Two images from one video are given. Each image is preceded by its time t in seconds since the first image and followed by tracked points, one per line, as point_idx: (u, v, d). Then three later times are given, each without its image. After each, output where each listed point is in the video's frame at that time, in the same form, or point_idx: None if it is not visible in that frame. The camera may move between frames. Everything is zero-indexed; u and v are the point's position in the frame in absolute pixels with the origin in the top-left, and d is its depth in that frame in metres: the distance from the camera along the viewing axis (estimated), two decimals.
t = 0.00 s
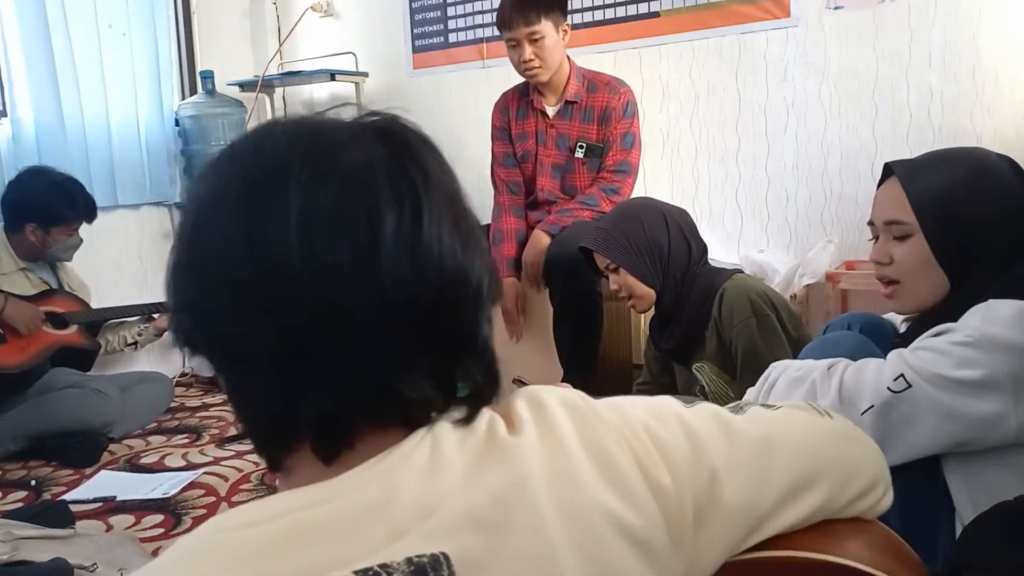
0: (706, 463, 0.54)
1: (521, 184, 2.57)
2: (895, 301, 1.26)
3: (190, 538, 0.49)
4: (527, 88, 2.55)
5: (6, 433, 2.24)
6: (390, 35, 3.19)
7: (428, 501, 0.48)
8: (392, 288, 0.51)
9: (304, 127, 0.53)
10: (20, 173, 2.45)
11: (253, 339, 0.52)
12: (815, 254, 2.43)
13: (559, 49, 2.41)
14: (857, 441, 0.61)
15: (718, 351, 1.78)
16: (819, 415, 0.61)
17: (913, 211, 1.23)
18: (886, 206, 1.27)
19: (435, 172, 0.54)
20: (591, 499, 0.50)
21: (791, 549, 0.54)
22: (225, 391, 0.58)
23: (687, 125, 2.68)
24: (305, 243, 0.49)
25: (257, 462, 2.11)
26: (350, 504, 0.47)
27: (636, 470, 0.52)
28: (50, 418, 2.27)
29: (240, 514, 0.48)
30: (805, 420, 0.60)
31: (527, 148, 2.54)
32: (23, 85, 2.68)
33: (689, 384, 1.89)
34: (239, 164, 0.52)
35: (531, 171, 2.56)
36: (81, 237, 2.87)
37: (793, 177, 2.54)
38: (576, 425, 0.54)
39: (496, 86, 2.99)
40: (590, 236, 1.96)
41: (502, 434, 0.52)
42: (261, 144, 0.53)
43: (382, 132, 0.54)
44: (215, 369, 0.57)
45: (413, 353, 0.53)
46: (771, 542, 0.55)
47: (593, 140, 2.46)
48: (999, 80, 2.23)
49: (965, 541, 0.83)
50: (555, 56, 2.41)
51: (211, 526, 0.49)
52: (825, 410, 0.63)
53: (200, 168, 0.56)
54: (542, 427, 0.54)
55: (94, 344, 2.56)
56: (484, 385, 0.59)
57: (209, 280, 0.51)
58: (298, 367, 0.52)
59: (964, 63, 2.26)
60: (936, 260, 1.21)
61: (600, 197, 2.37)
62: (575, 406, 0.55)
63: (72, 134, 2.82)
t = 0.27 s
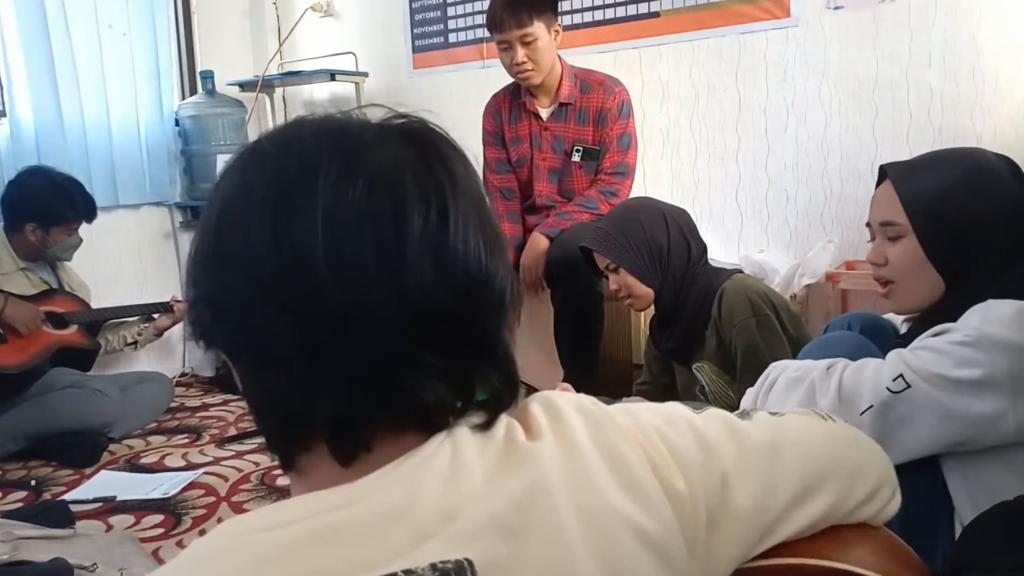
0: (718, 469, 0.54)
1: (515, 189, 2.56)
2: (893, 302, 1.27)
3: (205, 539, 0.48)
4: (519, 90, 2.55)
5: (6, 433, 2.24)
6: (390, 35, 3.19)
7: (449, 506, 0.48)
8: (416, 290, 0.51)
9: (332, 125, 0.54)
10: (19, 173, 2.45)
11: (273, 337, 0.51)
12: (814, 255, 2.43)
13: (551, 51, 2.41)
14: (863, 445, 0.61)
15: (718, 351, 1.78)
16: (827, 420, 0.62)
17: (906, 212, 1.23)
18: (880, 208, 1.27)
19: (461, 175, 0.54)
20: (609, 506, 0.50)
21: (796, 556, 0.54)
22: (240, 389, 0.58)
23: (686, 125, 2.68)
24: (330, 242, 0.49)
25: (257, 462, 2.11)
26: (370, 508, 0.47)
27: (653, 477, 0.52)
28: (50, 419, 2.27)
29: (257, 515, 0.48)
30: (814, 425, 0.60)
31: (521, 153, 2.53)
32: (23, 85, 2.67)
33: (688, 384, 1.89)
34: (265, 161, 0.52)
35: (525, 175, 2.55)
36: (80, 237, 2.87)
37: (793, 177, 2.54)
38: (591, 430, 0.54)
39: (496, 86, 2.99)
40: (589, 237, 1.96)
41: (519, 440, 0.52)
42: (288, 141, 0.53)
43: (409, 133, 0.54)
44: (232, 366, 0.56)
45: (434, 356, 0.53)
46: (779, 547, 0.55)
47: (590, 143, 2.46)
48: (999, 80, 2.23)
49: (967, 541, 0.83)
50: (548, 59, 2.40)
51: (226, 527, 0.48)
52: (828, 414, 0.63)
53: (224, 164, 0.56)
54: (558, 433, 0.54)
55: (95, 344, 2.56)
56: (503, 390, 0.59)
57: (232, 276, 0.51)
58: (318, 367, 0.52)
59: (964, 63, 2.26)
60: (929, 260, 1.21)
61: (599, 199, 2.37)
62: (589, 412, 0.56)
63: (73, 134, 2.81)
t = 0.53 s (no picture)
0: (731, 475, 0.54)
1: (513, 192, 2.55)
2: (897, 301, 1.27)
3: (214, 539, 0.48)
4: (512, 91, 2.54)
5: (5, 433, 2.24)
6: (390, 35, 3.19)
7: (459, 509, 0.48)
8: (429, 287, 0.51)
9: (345, 121, 0.54)
10: (19, 172, 2.44)
11: (285, 332, 0.51)
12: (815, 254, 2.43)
13: (545, 54, 2.40)
14: (884, 455, 0.60)
15: (716, 352, 1.78)
16: (844, 427, 0.61)
17: (909, 211, 1.23)
18: (884, 206, 1.28)
19: (473, 174, 0.55)
20: (618, 510, 0.50)
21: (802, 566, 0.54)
22: (248, 385, 0.57)
23: (686, 125, 2.68)
24: (344, 238, 0.49)
25: (258, 462, 2.11)
26: (380, 511, 0.47)
27: (661, 482, 0.52)
28: (50, 418, 2.27)
29: (267, 516, 0.48)
30: (830, 431, 0.60)
31: (517, 154, 2.53)
32: (22, 85, 2.66)
33: (688, 384, 1.89)
34: (278, 156, 0.52)
35: (522, 177, 2.55)
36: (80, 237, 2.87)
37: (793, 177, 2.54)
38: (602, 434, 0.54)
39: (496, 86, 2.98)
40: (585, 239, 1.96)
41: (529, 444, 0.53)
42: (301, 136, 0.53)
43: (421, 131, 0.54)
44: (241, 362, 0.56)
45: (446, 353, 0.54)
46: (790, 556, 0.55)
47: (588, 144, 2.46)
48: (999, 79, 2.23)
49: (968, 540, 0.83)
50: (542, 63, 2.40)
51: (235, 528, 0.48)
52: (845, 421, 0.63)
53: (235, 158, 0.56)
54: (570, 438, 0.54)
55: (95, 344, 2.56)
56: (512, 389, 0.59)
57: (244, 270, 0.51)
58: (330, 363, 0.52)
59: (963, 63, 2.26)
60: (933, 259, 1.21)
61: (598, 200, 2.37)
62: (601, 417, 0.55)
63: (72, 134, 2.81)
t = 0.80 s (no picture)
0: (723, 473, 0.54)
1: (515, 193, 2.56)
2: (897, 300, 1.26)
3: (208, 540, 0.48)
4: (514, 93, 2.54)
5: (5, 433, 2.24)
6: (390, 35, 3.19)
7: (453, 508, 0.48)
8: (420, 289, 0.51)
9: (337, 125, 0.54)
10: (19, 172, 2.44)
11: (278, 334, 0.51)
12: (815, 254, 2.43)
13: (548, 56, 2.40)
14: (875, 452, 0.60)
15: (716, 352, 1.78)
16: (837, 425, 0.61)
17: (918, 210, 1.23)
18: (890, 205, 1.27)
19: (465, 176, 0.55)
20: (612, 510, 0.50)
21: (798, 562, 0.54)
22: (242, 388, 0.57)
23: (686, 125, 2.68)
24: (335, 240, 0.49)
25: (258, 462, 2.11)
26: (376, 511, 0.47)
27: (655, 482, 0.52)
28: (51, 418, 2.27)
29: (261, 517, 0.48)
30: (822, 430, 0.59)
31: (519, 156, 2.52)
32: (22, 85, 2.66)
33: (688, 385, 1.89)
34: (271, 159, 0.52)
35: (524, 179, 2.55)
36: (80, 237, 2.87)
37: (793, 177, 2.54)
38: (594, 433, 0.54)
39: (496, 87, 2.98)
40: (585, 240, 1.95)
41: (522, 442, 0.52)
42: (294, 140, 0.53)
43: (413, 134, 0.54)
44: (235, 365, 0.56)
45: (438, 354, 0.54)
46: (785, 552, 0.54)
47: (589, 146, 2.46)
48: (999, 79, 2.23)
49: (969, 541, 0.83)
50: (544, 67, 2.40)
51: (229, 529, 0.48)
52: (838, 419, 0.62)
53: (228, 162, 0.56)
54: (562, 437, 0.54)
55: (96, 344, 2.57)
56: (505, 390, 0.59)
57: (237, 274, 0.51)
58: (322, 364, 0.52)
59: (964, 63, 2.26)
60: (939, 260, 1.21)
61: (599, 201, 2.36)
62: (593, 416, 0.55)
63: (72, 134, 2.81)
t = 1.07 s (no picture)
0: (717, 469, 0.54)
1: (517, 190, 2.56)
2: (897, 298, 1.26)
3: (204, 538, 0.48)
4: (520, 91, 2.54)
5: (5, 433, 2.24)
6: (390, 35, 3.19)
7: (448, 505, 0.48)
8: (416, 287, 0.51)
9: (333, 124, 0.54)
10: (20, 172, 2.44)
11: (275, 332, 0.51)
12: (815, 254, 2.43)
13: (553, 54, 2.40)
14: (869, 448, 0.60)
15: (716, 352, 1.78)
16: (832, 421, 0.61)
17: (922, 209, 1.22)
18: (894, 202, 1.27)
19: (460, 174, 0.55)
20: (606, 507, 0.50)
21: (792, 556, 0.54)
22: (239, 385, 0.57)
23: (687, 125, 2.68)
24: (331, 237, 0.49)
25: (257, 462, 2.11)
26: (372, 507, 0.47)
27: (650, 478, 0.52)
28: (51, 418, 2.27)
29: (257, 514, 0.48)
30: (816, 425, 0.59)
31: (522, 152, 2.52)
32: (22, 85, 2.66)
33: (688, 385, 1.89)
34: (267, 158, 0.52)
35: (526, 176, 2.54)
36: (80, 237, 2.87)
37: (793, 177, 2.54)
38: (588, 430, 0.54)
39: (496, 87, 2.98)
40: (587, 239, 1.95)
41: (516, 439, 0.52)
42: (291, 138, 0.53)
43: (409, 133, 0.54)
44: (232, 362, 0.56)
45: (434, 352, 0.54)
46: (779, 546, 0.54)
47: (592, 144, 2.46)
48: (999, 79, 2.23)
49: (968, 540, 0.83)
50: (549, 64, 2.39)
51: (226, 527, 0.48)
52: (829, 413, 0.62)
53: (225, 161, 0.56)
54: (556, 433, 0.54)
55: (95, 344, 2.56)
56: (500, 387, 0.59)
57: (234, 271, 0.51)
58: (319, 362, 0.52)
59: (965, 63, 2.26)
60: (943, 259, 1.21)
61: (600, 200, 2.36)
62: (588, 413, 0.55)
63: (73, 134, 2.81)
